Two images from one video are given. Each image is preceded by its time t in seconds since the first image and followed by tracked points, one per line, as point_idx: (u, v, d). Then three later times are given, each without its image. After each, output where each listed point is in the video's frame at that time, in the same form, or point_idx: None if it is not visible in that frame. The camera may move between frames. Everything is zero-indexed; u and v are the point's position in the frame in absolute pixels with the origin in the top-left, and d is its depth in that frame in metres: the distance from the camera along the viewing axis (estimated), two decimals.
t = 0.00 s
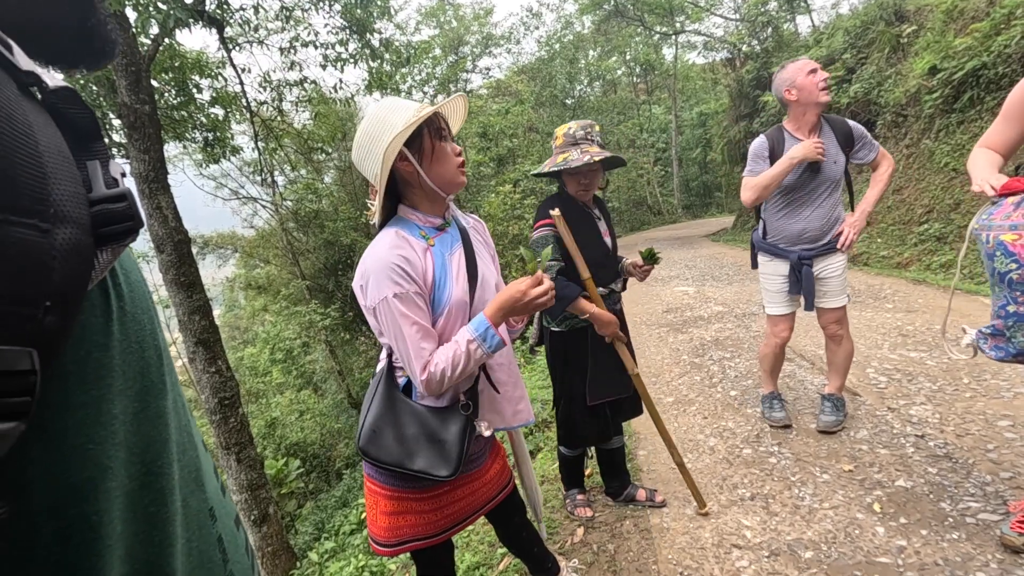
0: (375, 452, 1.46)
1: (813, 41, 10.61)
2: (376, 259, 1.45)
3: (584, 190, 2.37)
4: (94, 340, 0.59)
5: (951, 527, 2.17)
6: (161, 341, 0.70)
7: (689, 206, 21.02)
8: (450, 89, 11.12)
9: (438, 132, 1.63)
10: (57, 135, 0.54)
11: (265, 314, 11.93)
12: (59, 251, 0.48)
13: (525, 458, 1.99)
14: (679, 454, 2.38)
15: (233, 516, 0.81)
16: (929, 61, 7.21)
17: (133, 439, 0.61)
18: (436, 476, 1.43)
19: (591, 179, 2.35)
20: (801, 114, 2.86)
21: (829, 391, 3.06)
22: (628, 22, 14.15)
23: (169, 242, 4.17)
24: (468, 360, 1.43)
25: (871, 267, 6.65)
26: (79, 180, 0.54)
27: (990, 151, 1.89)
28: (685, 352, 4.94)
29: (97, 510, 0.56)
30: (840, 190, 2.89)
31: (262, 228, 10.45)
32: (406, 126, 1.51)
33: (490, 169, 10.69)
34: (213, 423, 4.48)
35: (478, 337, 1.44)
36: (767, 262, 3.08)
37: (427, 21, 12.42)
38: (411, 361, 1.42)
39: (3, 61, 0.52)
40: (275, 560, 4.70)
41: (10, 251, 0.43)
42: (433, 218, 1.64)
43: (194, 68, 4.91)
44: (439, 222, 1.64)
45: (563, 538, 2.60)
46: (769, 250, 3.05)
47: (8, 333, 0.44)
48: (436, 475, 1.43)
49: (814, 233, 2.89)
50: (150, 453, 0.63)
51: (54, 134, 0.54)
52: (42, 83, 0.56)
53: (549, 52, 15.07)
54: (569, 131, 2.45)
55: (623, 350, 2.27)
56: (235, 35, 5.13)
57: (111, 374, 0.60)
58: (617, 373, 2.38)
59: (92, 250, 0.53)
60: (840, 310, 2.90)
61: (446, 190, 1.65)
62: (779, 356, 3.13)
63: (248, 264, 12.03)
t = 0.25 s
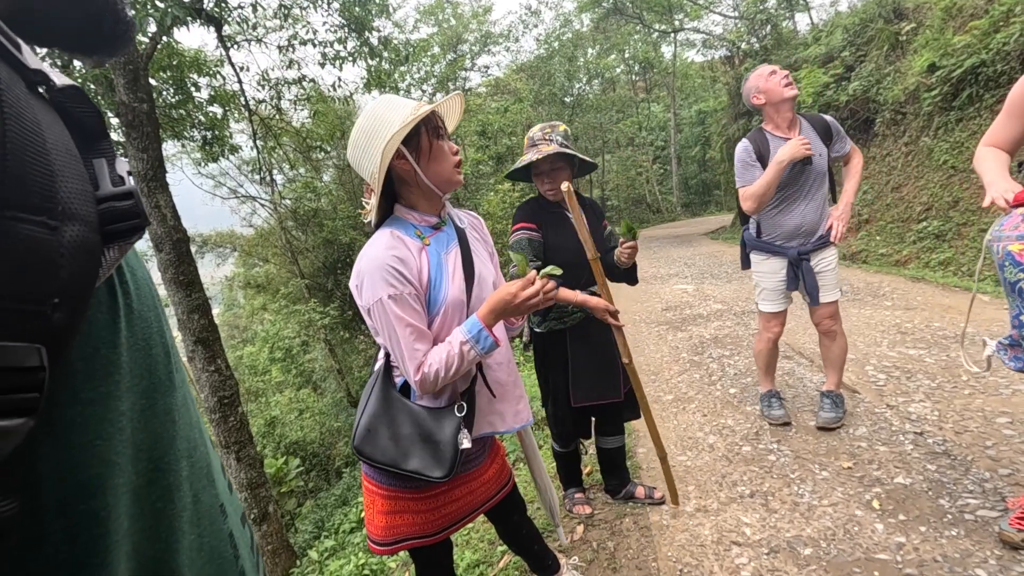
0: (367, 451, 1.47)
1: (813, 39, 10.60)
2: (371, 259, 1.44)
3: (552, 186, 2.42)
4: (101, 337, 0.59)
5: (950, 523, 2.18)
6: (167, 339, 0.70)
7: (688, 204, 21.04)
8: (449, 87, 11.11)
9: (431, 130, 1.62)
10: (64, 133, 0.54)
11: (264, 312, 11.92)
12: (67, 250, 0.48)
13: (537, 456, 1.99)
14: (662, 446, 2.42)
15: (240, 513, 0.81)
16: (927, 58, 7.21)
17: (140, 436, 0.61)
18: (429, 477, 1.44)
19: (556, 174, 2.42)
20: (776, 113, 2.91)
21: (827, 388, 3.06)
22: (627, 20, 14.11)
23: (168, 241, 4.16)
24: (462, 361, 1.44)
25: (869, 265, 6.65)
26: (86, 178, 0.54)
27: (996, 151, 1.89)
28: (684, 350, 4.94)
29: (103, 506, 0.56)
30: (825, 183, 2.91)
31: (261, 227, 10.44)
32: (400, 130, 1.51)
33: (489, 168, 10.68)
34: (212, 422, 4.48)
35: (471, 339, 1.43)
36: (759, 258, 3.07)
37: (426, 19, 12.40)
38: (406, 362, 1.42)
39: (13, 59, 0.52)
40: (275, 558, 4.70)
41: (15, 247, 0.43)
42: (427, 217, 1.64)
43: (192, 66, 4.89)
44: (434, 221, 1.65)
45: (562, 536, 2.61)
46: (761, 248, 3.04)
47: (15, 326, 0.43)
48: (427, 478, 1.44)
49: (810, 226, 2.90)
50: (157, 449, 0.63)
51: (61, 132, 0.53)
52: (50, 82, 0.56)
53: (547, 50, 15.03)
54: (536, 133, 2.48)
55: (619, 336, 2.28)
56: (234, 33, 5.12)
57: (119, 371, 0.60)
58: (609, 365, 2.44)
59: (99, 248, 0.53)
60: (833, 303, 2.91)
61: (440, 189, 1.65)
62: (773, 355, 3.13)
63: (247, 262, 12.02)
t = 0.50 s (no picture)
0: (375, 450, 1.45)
1: (812, 37, 10.61)
2: (353, 262, 1.46)
3: (526, 193, 2.42)
4: (114, 334, 0.59)
5: (950, 521, 2.18)
6: (177, 338, 0.70)
7: (688, 202, 21.04)
8: (448, 86, 11.10)
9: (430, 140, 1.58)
10: (77, 134, 0.54)
11: (263, 311, 11.91)
12: (82, 250, 0.48)
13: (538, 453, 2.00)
14: (646, 459, 2.41)
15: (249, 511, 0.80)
16: (927, 56, 7.20)
17: (151, 433, 0.61)
18: (441, 467, 1.42)
19: (526, 182, 2.40)
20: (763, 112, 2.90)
21: (827, 385, 3.06)
22: (627, 17, 14.09)
23: (168, 239, 4.16)
24: (459, 352, 1.43)
25: (869, 263, 6.65)
26: (98, 177, 0.54)
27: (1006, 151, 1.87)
28: (684, 348, 4.94)
29: (117, 502, 0.56)
30: (813, 181, 2.89)
31: (261, 225, 10.43)
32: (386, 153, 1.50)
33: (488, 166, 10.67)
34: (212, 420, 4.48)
35: (465, 328, 1.44)
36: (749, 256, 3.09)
37: (425, 17, 12.38)
38: (404, 361, 1.42)
39: (25, 58, 0.52)
40: (275, 557, 4.71)
41: (31, 244, 0.43)
42: (414, 216, 1.65)
43: (191, 64, 4.88)
44: (418, 220, 1.65)
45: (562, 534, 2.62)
46: (751, 245, 3.06)
47: (31, 325, 0.43)
48: (442, 466, 1.42)
49: (798, 225, 2.91)
50: (167, 446, 0.63)
51: (73, 132, 0.53)
52: (63, 82, 0.55)
53: (547, 48, 15.01)
54: (504, 143, 2.43)
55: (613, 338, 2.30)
56: (233, 31, 5.11)
57: (131, 368, 0.60)
58: (596, 365, 2.47)
59: (112, 247, 0.53)
60: (826, 302, 2.91)
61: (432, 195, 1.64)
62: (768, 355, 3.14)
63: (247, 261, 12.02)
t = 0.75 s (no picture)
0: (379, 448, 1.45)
1: (814, 35, 10.58)
2: (343, 271, 1.47)
3: (517, 195, 2.45)
4: (119, 330, 0.58)
5: (951, 519, 2.18)
6: (181, 334, 0.69)
7: (689, 200, 21.03)
8: (448, 83, 11.08)
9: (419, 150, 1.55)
10: (83, 130, 0.54)
11: (264, 309, 11.91)
12: (89, 244, 0.48)
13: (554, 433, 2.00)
14: (645, 457, 2.43)
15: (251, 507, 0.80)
16: (928, 54, 7.18)
17: (156, 428, 0.61)
18: (446, 462, 1.42)
19: (515, 183, 2.43)
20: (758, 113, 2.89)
21: (827, 383, 3.07)
22: (628, 15, 14.04)
23: (168, 237, 4.15)
24: (451, 358, 1.44)
25: (870, 261, 6.64)
26: (103, 173, 0.53)
27: None
28: (684, 346, 4.94)
29: (123, 495, 0.56)
30: (808, 181, 2.89)
31: (261, 223, 10.42)
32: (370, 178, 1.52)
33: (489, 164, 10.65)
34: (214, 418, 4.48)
35: (457, 336, 1.44)
36: (745, 254, 3.09)
37: (425, 14, 12.35)
38: (396, 366, 1.43)
39: (32, 55, 0.52)
40: (276, 554, 4.72)
41: (39, 239, 0.43)
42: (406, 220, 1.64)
43: (191, 62, 4.87)
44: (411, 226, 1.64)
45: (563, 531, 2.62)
46: (746, 244, 3.06)
47: (40, 319, 0.43)
48: (448, 461, 1.42)
49: (787, 224, 2.92)
50: (173, 442, 0.62)
51: (79, 129, 0.53)
52: (69, 79, 0.55)
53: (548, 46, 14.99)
54: (494, 146, 2.48)
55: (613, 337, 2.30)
56: (233, 29, 5.10)
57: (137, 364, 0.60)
58: (598, 364, 2.48)
59: (118, 243, 0.53)
60: (820, 302, 2.91)
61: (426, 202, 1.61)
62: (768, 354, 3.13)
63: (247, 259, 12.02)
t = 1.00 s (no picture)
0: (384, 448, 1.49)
1: (816, 31, 10.55)
2: (351, 257, 1.46)
3: (532, 188, 2.47)
4: (122, 323, 0.58)
5: (951, 516, 2.18)
6: (184, 328, 0.69)
7: (690, 197, 21.02)
8: (449, 80, 11.06)
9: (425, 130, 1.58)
10: (87, 123, 0.54)
11: (265, 306, 11.92)
12: (92, 236, 0.47)
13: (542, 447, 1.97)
14: (647, 452, 2.43)
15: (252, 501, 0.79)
16: (931, 50, 7.14)
17: (159, 421, 0.61)
18: (441, 463, 1.43)
19: (532, 176, 2.45)
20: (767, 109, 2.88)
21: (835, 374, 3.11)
22: (629, 12, 14.03)
23: (169, 234, 4.15)
24: (447, 358, 1.43)
25: (871, 258, 6.64)
26: (107, 166, 0.53)
27: None
28: (685, 343, 4.93)
29: (126, 488, 0.56)
30: (810, 181, 2.90)
31: (262, 220, 10.41)
32: (386, 142, 1.49)
33: (490, 161, 10.63)
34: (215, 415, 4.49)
35: (455, 337, 1.43)
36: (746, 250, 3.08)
37: (426, 11, 12.32)
38: (391, 360, 1.44)
39: (36, 47, 0.52)
40: (277, 550, 4.73)
41: (42, 231, 0.43)
42: (410, 211, 1.64)
43: (191, 58, 4.85)
44: (416, 215, 1.64)
45: (563, 528, 2.63)
46: (747, 239, 3.06)
47: (44, 311, 0.43)
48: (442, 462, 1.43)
49: (790, 221, 2.92)
50: (176, 435, 0.62)
51: (83, 121, 0.53)
52: (73, 72, 0.55)
53: (549, 42, 14.96)
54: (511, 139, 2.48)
55: (617, 334, 2.30)
56: (233, 25, 5.09)
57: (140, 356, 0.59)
58: (607, 361, 2.48)
59: (121, 236, 0.53)
60: (826, 297, 2.91)
61: (427, 189, 1.63)
62: (769, 349, 3.12)
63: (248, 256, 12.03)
